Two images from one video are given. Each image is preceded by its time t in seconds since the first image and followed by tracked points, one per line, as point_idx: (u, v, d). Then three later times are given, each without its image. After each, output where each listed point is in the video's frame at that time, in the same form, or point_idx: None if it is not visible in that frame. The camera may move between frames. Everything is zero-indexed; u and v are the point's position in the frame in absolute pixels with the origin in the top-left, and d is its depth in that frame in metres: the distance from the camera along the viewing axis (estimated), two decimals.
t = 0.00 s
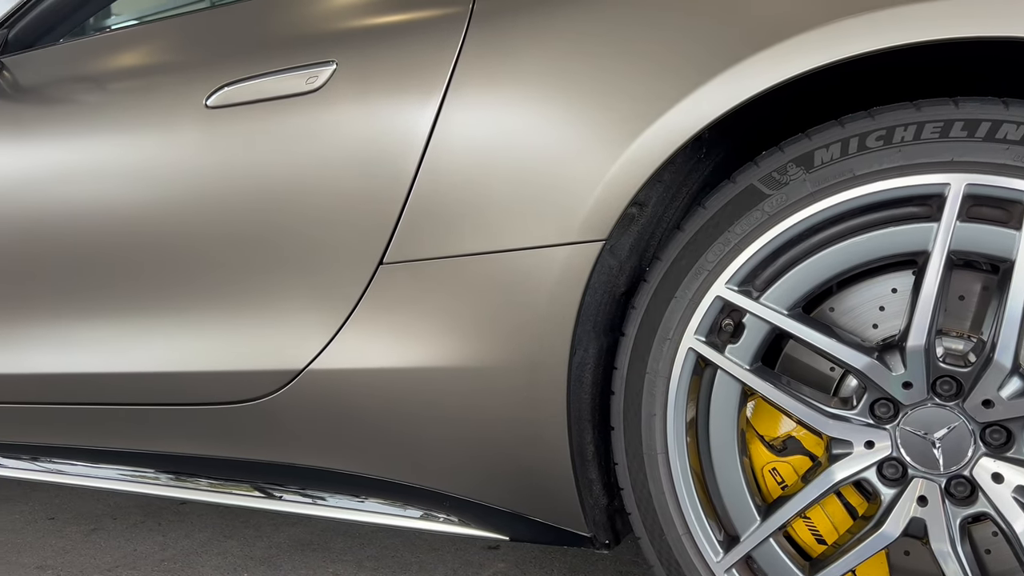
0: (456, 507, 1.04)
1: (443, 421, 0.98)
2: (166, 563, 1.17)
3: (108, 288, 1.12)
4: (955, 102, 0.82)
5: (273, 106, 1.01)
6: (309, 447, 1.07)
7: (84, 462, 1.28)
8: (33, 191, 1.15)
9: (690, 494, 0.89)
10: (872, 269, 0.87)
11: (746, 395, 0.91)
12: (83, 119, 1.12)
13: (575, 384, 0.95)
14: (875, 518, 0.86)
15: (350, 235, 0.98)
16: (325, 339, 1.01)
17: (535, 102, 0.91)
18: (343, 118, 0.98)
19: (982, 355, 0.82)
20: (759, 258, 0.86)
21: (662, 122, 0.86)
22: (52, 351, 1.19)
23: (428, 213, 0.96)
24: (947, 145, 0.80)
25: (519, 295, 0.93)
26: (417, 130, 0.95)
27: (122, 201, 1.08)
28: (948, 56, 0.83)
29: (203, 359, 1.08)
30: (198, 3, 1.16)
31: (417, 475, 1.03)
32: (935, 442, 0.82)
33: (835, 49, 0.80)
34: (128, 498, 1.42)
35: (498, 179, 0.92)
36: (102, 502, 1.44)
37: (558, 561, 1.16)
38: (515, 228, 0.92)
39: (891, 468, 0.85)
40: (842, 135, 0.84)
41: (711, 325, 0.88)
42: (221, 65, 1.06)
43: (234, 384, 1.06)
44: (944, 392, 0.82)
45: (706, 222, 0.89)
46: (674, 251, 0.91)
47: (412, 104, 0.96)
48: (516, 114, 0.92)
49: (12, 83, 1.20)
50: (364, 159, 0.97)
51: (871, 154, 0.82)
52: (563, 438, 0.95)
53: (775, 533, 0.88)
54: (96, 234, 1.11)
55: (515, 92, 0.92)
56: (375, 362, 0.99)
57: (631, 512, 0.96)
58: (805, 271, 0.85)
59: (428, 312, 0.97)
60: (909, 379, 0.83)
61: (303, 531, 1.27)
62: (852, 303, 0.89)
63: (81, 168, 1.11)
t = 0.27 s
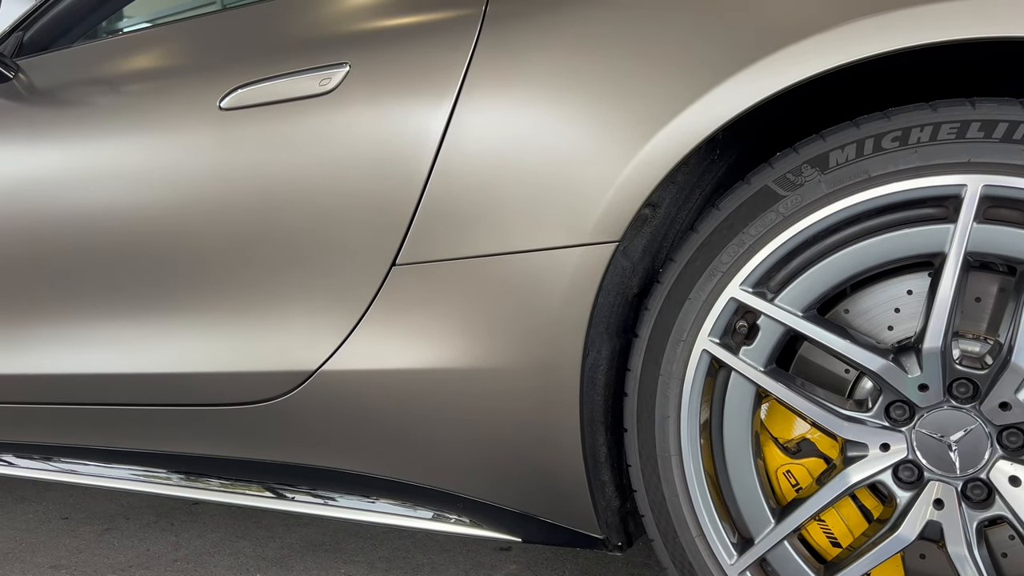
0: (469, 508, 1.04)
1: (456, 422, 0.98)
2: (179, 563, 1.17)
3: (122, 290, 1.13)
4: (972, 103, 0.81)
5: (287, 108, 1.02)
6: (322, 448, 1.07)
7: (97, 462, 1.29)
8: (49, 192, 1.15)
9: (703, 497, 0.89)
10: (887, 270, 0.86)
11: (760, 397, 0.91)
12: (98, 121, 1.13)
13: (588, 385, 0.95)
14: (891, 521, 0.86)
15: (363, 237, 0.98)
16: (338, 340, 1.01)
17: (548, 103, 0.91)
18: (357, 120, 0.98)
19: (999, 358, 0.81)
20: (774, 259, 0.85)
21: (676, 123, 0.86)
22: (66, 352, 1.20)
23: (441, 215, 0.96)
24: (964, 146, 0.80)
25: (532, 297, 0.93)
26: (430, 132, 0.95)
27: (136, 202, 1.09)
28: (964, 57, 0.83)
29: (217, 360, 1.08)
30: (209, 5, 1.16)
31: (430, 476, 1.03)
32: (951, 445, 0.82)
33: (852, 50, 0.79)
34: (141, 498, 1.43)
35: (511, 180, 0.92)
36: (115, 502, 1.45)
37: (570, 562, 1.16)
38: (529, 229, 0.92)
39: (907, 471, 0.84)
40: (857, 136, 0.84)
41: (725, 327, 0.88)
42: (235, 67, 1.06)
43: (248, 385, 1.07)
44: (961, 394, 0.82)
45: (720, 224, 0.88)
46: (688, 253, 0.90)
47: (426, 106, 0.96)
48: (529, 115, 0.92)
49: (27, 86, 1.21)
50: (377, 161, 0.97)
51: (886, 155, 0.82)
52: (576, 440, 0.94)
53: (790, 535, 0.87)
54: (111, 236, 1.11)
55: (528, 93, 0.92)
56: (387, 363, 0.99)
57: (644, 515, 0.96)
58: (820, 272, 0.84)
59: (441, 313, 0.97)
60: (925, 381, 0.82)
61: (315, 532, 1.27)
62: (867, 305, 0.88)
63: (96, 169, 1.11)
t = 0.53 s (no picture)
0: (483, 509, 1.04)
1: (471, 423, 0.98)
2: (194, 563, 1.18)
3: (139, 290, 1.13)
4: (993, 103, 0.80)
5: (303, 109, 1.02)
6: (337, 448, 1.07)
7: (112, 462, 1.30)
8: (67, 194, 1.16)
9: (720, 499, 0.89)
10: (905, 271, 0.86)
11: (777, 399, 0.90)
12: (115, 122, 1.13)
13: (603, 387, 0.95)
14: (910, 524, 0.85)
15: (380, 238, 0.99)
16: (353, 340, 1.01)
17: (564, 104, 0.91)
18: (372, 121, 0.98)
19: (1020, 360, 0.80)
20: (791, 260, 0.85)
21: (693, 124, 0.85)
22: (83, 352, 1.20)
23: (457, 216, 0.96)
24: (984, 146, 0.79)
25: (548, 298, 0.93)
26: (446, 133, 0.95)
27: (154, 203, 1.09)
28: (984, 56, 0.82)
29: (233, 360, 1.09)
30: (224, 7, 1.16)
31: (445, 477, 1.03)
32: (971, 448, 0.81)
33: (871, 50, 0.79)
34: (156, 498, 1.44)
35: (527, 181, 0.92)
36: (130, 502, 1.45)
37: (584, 564, 1.16)
38: (545, 230, 0.92)
39: (926, 473, 0.84)
40: (875, 136, 0.83)
41: (742, 328, 0.88)
42: (251, 68, 1.07)
43: (263, 385, 1.07)
44: (980, 397, 0.81)
45: (738, 225, 0.88)
46: (705, 254, 0.90)
47: (442, 107, 0.96)
48: (545, 116, 0.92)
49: (45, 88, 1.22)
50: (393, 162, 0.97)
51: (905, 156, 0.81)
52: (591, 441, 0.94)
53: (807, 538, 0.87)
54: (128, 236, 1.12)
55: (545, 94, 0.92)
56: (402, 363, 1.00)
57: (660, 516, 0.95)
58: (839, 273, 0.84)
59: (456, 314, 0.97)
60: (944, 383, 0.82)
61: (329, 532, 1.27)
62: (885, 306, 0.88)
63: (113, 170, 1.12)
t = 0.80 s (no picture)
0: (495, 509, 1.04)
1: (483, 422, 0.98)
2: (206, 562, 1.18)
3: (152, 290, 1.14)
4: (1009, 101, 0.80)
5: (315, 109, 1.02)
6: (349, 447, 1.07)
7: (123, 460, 1.31)
8: (80, 194, 1.17)
9: (733, 499, 0.89)
10: (920, 271, 0.85)
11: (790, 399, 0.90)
12: (129, 123, 1.14)
13: (616, 387, 0.94)
14: (925, 525, 0.85)
15: (392, 238, 0.99)
16: (365, 340, 1.02)
17: (576, 104, 0.91)
18: (384, 121, 0.98)
19: None
20: (805, 260, 0.85)
21: (706, 123, 0.85)
22: (96, 352, 1.21)
23: (469, 216, 0.96)
24: (1001, 145, 0.78)
25: (560, 298, 0.93)
26: (457, 133, 0.96)
27: (167, 203, 1.10)
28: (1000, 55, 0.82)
29: (245, 360, 1.09)
30: (235, 8, 1.17)
31: (457, 476, 1.03)
32: (986, 448, 0.81)
33: (886, 48, 0.78)
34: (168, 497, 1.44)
35: (539, 181, 0.92)
36: (143, 501, 1.46)
37: (595, 564, 1.16)
38: (557, 229, 0.92)
39: (941, 474, 0.83)
40: (890, 135, 0.83)
41: (756, 328, 0.87)
42: (263, 69, 1.07)
43: (275, 384, 1.07)
44: (996, 397, 0.81)
45: (751, 224, 0.88)
46: (718, 253, 0.90)
47: (453, 107, 0.96)
48: (558, 116, 0.91)
49: (59, 89, 1.22)
50: (405, 161, 0.98)
51: (921, 155, 0.81)
52: (603, 441, 0.94)
53: (821, 539, 0.86)
54: (141, 236, 1.12)
55: (557, 94, 0.92)
56: (414, 363, 1.00)
57: (674, 517, 0.96)
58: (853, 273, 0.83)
59: (468, 314, 0.97)
60: (959, 384, 0.81)
61: (340, 531, 1.28)
62: (899, 306, 0.87)
63: (126, 170, 1.13)
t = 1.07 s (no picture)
0: (507, 508, 1.04)
1: (496, 422, 0.98)
2: (219, 560, 1.19)
3: (165, 288, 1.14)
4: None
5: (328, 109, 1.02)
6: (361, 446, 1.08)
7: (131, 457, 1.31)
8: (94, 193, 1.17)
9: (747, 499, 0.88)
10: (935, 270, 0.85)
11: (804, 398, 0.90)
12: (142, 122, 1.14)
13: (628, 386, 0.94)
14: (940, 526, 0.84)
15: (404, 237, 0.99)
16: (377, 338, 1.02)
17: (590, 102, 0.91)
18: (398, 120, 0.98)
19: None
20: (819, 259, 0.84)
21: (719, 122, 0.85)
22: (110, 350, 1.22)
23: (481, 214, 0.96)
24: (1018, 142, 0.77)
25: (572, 297, 0.92)
26: (470, 131, 0.96)
27: (180, 203, 1.10)
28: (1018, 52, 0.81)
29: (257, 358, 1.09)
30: (246, 8, 1.18)
31: (469, 475, 1.03)
32: (1002, 448, 0.80)
33: (903, 45, 0.78)
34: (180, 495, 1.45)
35: (551, 180, 0.92)
36: (155, 499, 1.47)
37: (606, 563, 1.16)
38: (569, 228, 0.92)
39: (957, 474, 0.83)
40: (905, 133, 0.82)
41: (769, 327, 0.87)
42: (276, 68, 1.07)
43: (288, 383, 1.08)
44: (1013, 397, 0.80)
45: (765, 223, 0.88)
46: (731, 252, 0.90)
47: (465, 106, 0.96)
48: (571, 115, 0.91)
49: (73, 88, 1.23)
50: (418, 160, 0.98)
51: (937, 153, 0.80)
52: (616, 440, 0.94)
53: (835, 539, 0.86)
54: (155, 235, 1.13)
55: (570, 93, 0.92)
56: (426, 361, 1.00)
57: (687, 516, 0.95)
58: (868, 272, 0.83)
59: (480, 312, 0.97)
60: (975, 383, 0.80)
61: (351, 530, 1.28)
62: (915, 305, 0.87)
63: (140, 170, 1.13)
